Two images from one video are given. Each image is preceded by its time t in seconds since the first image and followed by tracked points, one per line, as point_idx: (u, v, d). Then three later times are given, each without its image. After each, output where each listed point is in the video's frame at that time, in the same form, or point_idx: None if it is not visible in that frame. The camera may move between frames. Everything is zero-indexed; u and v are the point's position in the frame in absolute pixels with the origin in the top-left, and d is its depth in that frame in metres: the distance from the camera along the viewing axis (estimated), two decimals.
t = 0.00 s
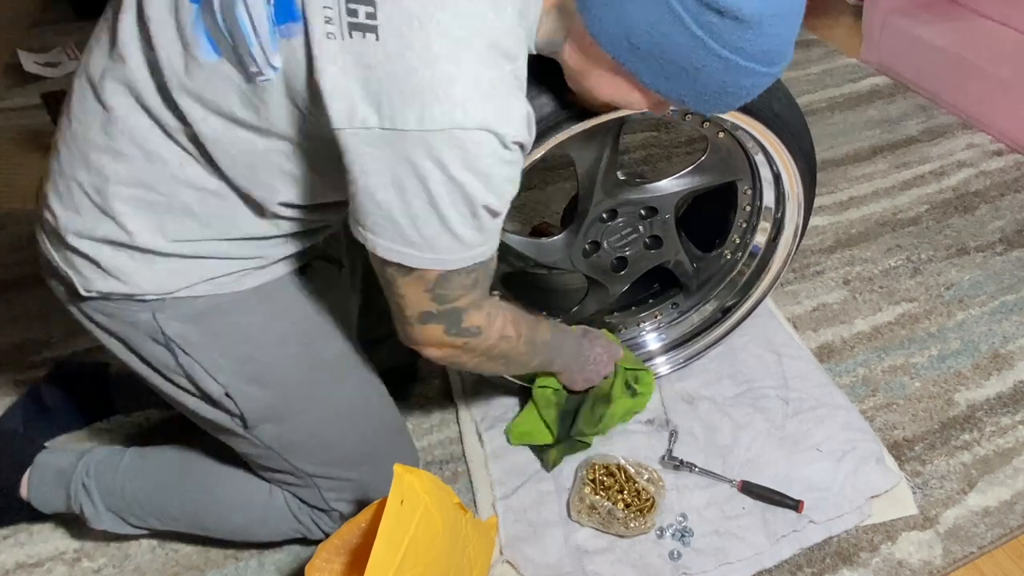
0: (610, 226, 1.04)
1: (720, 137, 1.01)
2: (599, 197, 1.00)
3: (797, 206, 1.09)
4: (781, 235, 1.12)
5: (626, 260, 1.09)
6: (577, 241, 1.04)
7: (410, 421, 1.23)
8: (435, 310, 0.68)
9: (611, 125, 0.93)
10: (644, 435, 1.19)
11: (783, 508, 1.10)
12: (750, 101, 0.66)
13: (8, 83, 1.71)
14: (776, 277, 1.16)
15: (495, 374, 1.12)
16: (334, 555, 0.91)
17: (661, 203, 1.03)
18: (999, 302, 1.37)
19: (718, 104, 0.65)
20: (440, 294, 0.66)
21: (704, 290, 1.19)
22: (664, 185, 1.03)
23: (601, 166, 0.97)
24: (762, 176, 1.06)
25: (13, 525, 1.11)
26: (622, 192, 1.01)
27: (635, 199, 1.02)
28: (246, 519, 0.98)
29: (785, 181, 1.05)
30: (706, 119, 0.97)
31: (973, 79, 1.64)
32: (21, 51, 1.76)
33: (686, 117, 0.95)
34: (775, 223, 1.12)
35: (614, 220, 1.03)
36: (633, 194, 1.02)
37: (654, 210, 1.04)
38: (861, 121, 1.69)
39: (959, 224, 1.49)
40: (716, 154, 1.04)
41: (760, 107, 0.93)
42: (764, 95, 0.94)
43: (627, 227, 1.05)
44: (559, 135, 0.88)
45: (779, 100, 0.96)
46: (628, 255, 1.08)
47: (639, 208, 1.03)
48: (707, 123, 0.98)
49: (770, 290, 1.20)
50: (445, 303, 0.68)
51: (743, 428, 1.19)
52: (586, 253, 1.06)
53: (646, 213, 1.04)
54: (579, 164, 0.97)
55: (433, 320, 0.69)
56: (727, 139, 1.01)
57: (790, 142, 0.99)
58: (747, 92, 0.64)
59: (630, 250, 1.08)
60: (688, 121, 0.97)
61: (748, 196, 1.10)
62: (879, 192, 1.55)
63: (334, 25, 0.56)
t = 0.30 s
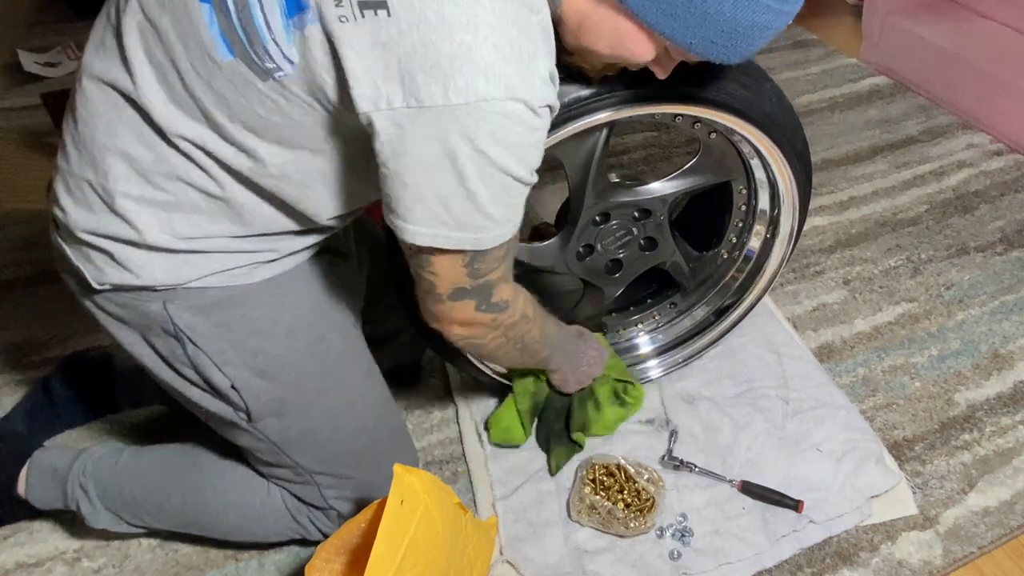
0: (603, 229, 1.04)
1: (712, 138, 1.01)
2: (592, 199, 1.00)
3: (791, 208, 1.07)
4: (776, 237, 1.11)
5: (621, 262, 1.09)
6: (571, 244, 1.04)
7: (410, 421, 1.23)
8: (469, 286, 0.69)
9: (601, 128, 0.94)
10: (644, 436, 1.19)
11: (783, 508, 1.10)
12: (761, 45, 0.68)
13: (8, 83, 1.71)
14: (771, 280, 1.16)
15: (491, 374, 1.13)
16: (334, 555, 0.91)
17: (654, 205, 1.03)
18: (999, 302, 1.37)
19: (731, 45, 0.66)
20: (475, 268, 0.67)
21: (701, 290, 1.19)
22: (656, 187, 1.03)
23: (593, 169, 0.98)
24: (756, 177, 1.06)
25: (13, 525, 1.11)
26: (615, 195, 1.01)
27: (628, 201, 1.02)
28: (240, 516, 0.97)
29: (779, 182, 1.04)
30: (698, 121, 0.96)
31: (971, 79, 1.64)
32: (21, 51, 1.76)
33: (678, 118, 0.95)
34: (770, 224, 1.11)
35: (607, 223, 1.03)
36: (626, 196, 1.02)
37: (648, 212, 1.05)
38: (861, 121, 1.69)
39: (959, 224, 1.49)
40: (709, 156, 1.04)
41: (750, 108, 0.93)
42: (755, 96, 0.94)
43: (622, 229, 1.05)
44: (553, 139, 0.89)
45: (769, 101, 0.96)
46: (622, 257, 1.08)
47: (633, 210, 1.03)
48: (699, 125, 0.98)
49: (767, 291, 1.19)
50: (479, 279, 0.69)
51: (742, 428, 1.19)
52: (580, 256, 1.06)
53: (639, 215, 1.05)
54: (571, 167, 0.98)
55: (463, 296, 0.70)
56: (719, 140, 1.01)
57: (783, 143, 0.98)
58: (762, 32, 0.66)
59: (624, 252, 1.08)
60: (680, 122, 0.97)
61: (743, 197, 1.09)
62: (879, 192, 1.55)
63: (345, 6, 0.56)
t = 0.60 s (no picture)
0: (610, 226, 1.03)
1: (722, 138, 1.00)
2: (600, 196, 0.99)
3: (797, 208, 1.08)
4: (783, 237, 1.11)
5: (627, 260, 1.08)
6: (578, 240, 1.03)
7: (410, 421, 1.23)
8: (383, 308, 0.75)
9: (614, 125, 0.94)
10: (644, 435, 1.19)
11: (783, 508, 1.10)
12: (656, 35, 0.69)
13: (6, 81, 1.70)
14: (777, 280, 1.16)
15: (497, 373, 1.12)
16: (334, 555, 0.91)
17: (662, 204, 1.03)
18: (998, 302, 1.37)
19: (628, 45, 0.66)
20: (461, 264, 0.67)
21: (705, 290, 1.19)
22: (665, 185, 1.02)
23: (603, 165, 0.97)
24: (764, 177, 1.05)
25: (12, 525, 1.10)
26: (623, 192, 1.00)
27: (636, 199, 1.01)
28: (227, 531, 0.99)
29: (787, 182, 1.05)
30: (709, 120, 0.96)
31: (971, 79, 1.64)
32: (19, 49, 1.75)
33: (689, 117, 0.95)
34: (777, 225, 1.11)
35: (615, 220, 1.03)
36: (635, 194, 1.01)
37: (655, 211, 1.04)
38: (861, 121, 1.69)
39: (958, 224, 1.49)
40: (717, 155, 1.03)
41: (762, 107, 0.93)
42: (767, 96, 0.93)
43: (629, 227, 1.04)
44: (562, 136, 0.88)
45: (781, 101, 0.96)
46: (629, 255, 1.07)
47: (641, 208, 1.03)
48: (710, 124, 0.97)
49: (772, 290, 1.19)
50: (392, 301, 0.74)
51: (743, 428, 1.19)
52: (587, 253, 1.05)
53: (647, 214, 1.04)
54: (582, 164, 0.97)
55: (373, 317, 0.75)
56: (730, 139, 1.01)
57: (792, 143, 0.99)
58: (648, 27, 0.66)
59: (631, 250, 1.07)
60: (691, 122, 0.96)
61: (750, 198, 1.09)
62: (879, 192, 1.55)
63: None
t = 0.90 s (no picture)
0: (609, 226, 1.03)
1: (721, 137, 1.01)
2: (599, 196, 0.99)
3: (796, 208, 1.08)
4: (782, 236, 1.11)
5: (626, 260, 1.08)
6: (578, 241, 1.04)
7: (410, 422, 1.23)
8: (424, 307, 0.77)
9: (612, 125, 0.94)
10: (644, 435, 1.19)
11: (783, 508, 1.10)
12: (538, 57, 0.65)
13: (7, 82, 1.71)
14: (776, 279, 1.16)
15: (498, 373, 1.12)
16: (334, 555, 0.91)
17: (661, 204, 1.03)
18: (999, 302, 1.37)
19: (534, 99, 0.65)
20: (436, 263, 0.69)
21: (705, 290, 1.19)
22: (664, 185, 1.03)
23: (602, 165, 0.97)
24: (762, 177, 1.06)
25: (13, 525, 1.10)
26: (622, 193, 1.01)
27: (635, 199, 1.01)
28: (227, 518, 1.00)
29: (786, 182, 1.05)
30: (707, 119, 0.96)
31: (971, 79, 1.64)
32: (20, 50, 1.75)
33: (688, 117, 0.95)
34: (776, 224, 1.11)
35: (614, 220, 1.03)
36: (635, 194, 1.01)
37: (655, 211, 1.04)
38: (861, 121, 1.69)
39: (959, 224, 1.49)
40: (716, 155, 1.04)
41: (760, 107, 0.93)
42: (765, 96, 0.94)
43: (628, 227, 1.05)
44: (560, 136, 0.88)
45: (779, 101, 0.96)
46: (628, 255, 1.08)
47: (640, 208, 1.03)
48: (708, 123, 0.97)
49: (772, 289, 1.19)
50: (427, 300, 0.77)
51: (743, 428, 1.19)
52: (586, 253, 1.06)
53: (646, 213, 1.04)
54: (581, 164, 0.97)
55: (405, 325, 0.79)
56: (729, 138, 1.01)
57: (790, 143, 0.99)
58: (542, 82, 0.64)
59: (630, 250, 1.07)
60: (689, 122, 0.97)
61: (749, 197, 1.09)
62: (879, 192, 1.55)
63: None
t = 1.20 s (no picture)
0: (609, 226, 1.03)
1: (720, 137, 1.00)
2: (600, 196, 0.99)
3: (796, 207, 1.08)
4: (782, 236, 1.11)
5: (626, 260, 1.08)
6: (578, 240, 1.03)
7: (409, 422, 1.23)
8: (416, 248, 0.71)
9: (612, 125, 0.94)
10: (644, 436, 1.19)
11: (783, 508, 1.10)
12: None
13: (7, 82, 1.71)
14: (776, 279, 1.16)
15: (498, 373, 1.12)
16: (334, 557, 0.91)
17: (661, 203, 1.03)
18: (998, 302, 1.37)
19: None
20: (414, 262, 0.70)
21: (705, 290, 1.19)
22: (664, 185, 1.02)
23: (603, 165, 0.97)
24: (762, 176, 1.05)
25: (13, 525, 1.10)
26: (623, 192, 1.00)
27: (635, 199, 1.01)
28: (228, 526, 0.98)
29: (786, 181, 1.05)
30: (707, 119, 0.96)
31: (971, 79, 1.64)
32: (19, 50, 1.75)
33: (688, 117, 0.95)
34: (776, 224, 1.11)
35: (613, 220, 1.03)
36: (634, 193, 1.01)
37: (655, 211, 1.04)
38: (861, 121, 1.69)
39: (959, 224, 1.49)
40: (716, 155, 1.03)
41: (760, 106, 0.93)
42: (765, 95, 0.94)
43: (628, 227, 1.04)
44: (560, 136, 0.88)
45: (779, 100, 0.96)
46: (628, 255, 1.08)
47: (640, 208, 1.03)
48: (708, 123, 0.97)
49: (772, 289, 1.19)
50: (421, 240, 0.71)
51: (743, 428, 1.19)
52: (586, 253, 1.05)
53: (646, 213, 1.04)
54: (581, 164, 0.97)
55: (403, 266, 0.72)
56: (728, 138, 1.01)
57: (790, 143, 0.99)
58: None
59: (630, 250, 1.07)
60: (689, 122, 0.97)
61: (749, 197, 1.09)
62: (879, 192, 1.55)
63: None
